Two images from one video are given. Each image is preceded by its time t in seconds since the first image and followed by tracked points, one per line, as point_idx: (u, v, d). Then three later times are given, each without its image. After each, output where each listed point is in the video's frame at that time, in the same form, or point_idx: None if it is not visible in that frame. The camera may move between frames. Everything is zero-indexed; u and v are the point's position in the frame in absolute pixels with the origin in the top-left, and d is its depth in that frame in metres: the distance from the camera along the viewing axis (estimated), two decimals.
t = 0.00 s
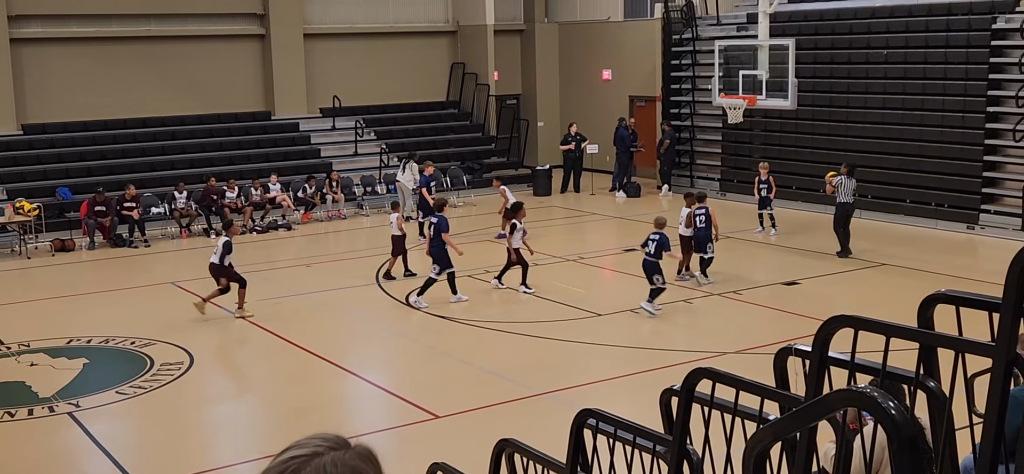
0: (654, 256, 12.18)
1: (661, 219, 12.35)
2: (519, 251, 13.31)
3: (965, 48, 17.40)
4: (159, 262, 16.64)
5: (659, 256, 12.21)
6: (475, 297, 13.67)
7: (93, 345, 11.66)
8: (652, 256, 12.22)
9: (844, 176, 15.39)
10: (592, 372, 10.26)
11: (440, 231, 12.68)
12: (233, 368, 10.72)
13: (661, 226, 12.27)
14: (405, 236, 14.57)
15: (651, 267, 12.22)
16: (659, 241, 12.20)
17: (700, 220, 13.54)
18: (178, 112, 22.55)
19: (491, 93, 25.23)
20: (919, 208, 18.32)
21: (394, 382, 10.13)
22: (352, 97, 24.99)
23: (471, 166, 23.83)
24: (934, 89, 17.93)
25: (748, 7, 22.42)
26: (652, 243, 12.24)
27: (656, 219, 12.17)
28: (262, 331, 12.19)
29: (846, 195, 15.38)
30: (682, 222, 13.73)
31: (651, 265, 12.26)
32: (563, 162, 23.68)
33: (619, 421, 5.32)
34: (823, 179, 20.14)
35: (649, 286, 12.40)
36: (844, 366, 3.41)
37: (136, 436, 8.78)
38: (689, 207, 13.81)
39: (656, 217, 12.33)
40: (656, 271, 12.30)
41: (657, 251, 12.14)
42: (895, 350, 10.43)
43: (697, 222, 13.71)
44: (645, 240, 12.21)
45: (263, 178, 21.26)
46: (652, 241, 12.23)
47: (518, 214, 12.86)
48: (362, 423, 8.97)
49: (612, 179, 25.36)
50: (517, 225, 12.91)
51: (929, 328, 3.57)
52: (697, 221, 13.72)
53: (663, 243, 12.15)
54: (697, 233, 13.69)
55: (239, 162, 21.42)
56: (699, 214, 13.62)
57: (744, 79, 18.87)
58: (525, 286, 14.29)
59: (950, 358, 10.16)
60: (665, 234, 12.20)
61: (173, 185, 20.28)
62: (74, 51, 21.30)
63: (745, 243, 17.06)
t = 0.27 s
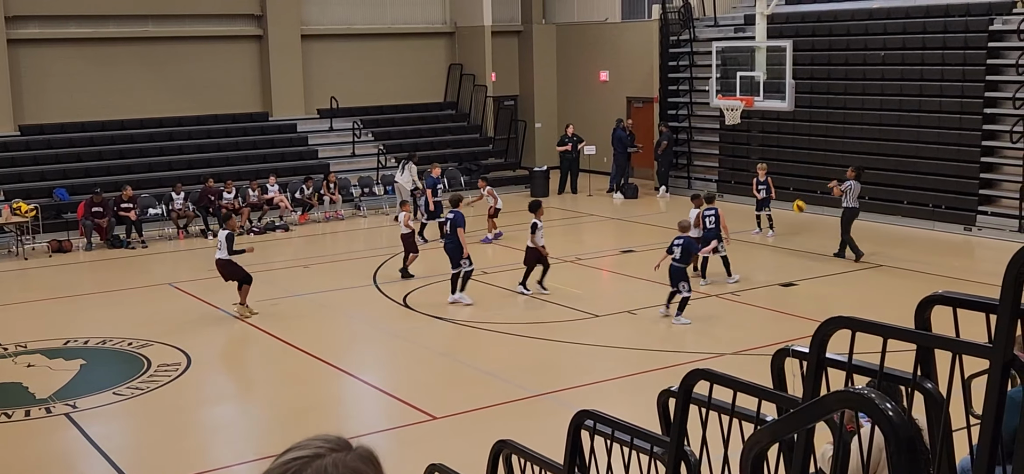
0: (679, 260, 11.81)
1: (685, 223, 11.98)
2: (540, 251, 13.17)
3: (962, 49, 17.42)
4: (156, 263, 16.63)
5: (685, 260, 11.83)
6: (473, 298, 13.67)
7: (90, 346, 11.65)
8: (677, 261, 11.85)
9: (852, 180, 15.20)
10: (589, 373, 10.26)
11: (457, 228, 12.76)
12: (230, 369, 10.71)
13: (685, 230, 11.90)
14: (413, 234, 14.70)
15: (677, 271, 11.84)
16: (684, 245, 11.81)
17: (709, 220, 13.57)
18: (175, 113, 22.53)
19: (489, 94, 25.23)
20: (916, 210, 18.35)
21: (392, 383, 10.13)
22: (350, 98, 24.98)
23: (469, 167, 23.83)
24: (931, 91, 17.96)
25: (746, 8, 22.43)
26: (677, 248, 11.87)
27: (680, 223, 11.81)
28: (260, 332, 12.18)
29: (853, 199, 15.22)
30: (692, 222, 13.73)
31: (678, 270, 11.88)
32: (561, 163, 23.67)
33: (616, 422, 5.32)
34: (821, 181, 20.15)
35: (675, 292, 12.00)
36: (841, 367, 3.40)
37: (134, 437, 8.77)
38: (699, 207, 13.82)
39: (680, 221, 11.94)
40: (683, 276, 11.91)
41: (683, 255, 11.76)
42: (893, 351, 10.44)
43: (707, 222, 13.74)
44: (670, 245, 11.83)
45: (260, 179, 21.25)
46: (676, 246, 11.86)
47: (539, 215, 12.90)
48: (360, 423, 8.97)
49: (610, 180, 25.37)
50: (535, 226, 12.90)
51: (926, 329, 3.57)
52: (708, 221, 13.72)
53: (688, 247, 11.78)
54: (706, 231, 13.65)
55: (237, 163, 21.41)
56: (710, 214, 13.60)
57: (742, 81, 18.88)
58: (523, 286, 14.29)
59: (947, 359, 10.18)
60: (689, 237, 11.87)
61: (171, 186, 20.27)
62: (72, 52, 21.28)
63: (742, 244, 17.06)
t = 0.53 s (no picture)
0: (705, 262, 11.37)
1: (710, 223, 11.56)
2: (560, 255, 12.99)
3: (960, 49, 17.44)
4: (154, 263, 16.61)
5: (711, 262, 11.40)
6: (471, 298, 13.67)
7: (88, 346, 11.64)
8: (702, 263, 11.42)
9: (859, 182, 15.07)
10: (587, 373, 10.27)
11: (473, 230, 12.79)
12: (228, 368, 10.71)
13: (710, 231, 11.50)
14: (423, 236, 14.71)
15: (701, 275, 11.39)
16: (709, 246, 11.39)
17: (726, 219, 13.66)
18: (173, 112, 22.51)
19: (487, 94, 25.23)
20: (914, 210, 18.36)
21: (390, 383, 10.13)
22: (347, 97, 24.97)
23: (467, 167, 23.83)
24: (929, 91, 17.97)
25: (744, 8, 22.45)
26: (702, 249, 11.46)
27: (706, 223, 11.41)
28: (258, 332, 12.18)
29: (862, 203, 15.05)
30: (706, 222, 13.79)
31: (702, 273, 11.43)
32: (558, 163, 23.66)
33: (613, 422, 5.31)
34: (819, 181, 20.16)
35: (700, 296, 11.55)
36: (840, 367, 3.40)
37: (132, 437, 8.76)
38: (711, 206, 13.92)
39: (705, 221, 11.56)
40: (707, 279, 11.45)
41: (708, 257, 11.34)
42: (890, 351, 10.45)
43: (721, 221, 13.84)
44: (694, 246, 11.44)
45: (258, 179, 21.25)
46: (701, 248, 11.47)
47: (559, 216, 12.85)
48: (358, 423, 8.97)
49: (608, 180, 25.37)
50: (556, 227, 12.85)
51: (924, 329, 3.57)
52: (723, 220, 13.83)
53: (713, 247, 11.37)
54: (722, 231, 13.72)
55: (234, 162, 21.40)
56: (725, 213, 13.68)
57: (739, 81, 18.89)
58: (521, 286, 14.29)
59: (945, 359, 10.19)
60: (713, 239, 11.49)
61: (169, 185, 20.25)
62: (70, 51, 21.26)
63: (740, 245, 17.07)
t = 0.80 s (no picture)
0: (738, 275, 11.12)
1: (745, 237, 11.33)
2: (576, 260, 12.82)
3: (958, 49, 17.45)
4: (152, 261, 16.61)
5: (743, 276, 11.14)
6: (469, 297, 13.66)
7: (85, 344, 11.62)
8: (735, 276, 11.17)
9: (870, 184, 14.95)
10: (585, 372, 10.27)
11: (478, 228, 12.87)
12: (225, 367, 10.70)
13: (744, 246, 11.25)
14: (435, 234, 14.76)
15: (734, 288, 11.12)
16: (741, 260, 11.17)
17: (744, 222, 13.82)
18: (170, 111, 22.48)
19: (485, 93, 25.22)
20: (912, 209, 18.36)
21: (388, 382, 10.13)
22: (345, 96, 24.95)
23: (465, 166, 23.82)
24: (927, 90, 17.98)
25: (743, 8, 22.46)
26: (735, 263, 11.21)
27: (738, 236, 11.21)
28: (255, 331, 12.17)
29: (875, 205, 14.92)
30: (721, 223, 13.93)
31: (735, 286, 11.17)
32: (556, 161, 23.65)
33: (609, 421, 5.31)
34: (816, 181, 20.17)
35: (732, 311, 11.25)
36: (838, 367, 3.40)
37: (129, 436, 8.76)
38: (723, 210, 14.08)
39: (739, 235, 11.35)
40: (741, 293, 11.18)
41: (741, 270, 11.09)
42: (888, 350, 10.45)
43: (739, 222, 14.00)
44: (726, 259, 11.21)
45: (255, 178, 21.23)
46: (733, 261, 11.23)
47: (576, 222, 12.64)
48: (356, 422, 8.97)
49: (606, 179, 25.36)
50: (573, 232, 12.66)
51: (922, 327, 3.57)
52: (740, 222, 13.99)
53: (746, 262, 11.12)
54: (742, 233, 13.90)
55: (232, 161, 21.38)
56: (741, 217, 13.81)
57: (738, 80, 18.88)
58: (519, 285, 14.29)
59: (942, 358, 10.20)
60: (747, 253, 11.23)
61: (166, 184, 20.24)
62: (67, 49, 21.24)
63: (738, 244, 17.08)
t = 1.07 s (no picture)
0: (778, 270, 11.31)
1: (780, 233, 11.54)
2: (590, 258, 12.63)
3: (957, 49, 17.46)
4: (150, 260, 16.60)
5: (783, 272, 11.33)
6: (468, 296, 13.67)
7: (84, 343, 11.62)
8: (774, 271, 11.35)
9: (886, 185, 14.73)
10: (584, 371, 10.28)
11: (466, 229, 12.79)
12: (224, 365, 10.70)
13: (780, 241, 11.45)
14: (445, 234, 14.86)
15: (774, 283, 11.30)
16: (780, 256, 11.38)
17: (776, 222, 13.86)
18: (170, 110, 22.48)
19: (484, 91, 25.23)
20: (910, 209, 18.36)
21: (386, 380, 10.13)
22: (345, 95, 24.96)
23: (464, 165, 23.82)
24: (926, 90, 17.99)
25: (742, 7, 22.48)
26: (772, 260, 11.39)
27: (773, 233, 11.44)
28: (254, 329, 12.17)
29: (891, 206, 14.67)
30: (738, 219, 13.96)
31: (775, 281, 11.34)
32: (555, 161, 23.65)
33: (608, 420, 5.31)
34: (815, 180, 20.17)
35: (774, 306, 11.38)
36: (836, 366, 3.40)
37: (127, 434, 8.75)
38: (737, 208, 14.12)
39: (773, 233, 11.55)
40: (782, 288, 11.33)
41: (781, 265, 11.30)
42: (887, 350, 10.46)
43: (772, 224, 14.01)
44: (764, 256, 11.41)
45: (254, 176, 21.24)
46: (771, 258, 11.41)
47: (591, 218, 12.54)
48: (354, 421, 8.97)
49: (605, 178, 25.38)
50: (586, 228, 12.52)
51: (920, 327, 3.57)
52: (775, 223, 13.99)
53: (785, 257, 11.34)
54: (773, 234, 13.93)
55: (231, 160, 21.38)
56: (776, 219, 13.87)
57: (737, 80, 18.87)
58: (518, 284, 14.30)
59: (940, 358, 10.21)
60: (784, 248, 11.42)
61: (165, 183, 20.23)
62: (66, 48, 21.22)
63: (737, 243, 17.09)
